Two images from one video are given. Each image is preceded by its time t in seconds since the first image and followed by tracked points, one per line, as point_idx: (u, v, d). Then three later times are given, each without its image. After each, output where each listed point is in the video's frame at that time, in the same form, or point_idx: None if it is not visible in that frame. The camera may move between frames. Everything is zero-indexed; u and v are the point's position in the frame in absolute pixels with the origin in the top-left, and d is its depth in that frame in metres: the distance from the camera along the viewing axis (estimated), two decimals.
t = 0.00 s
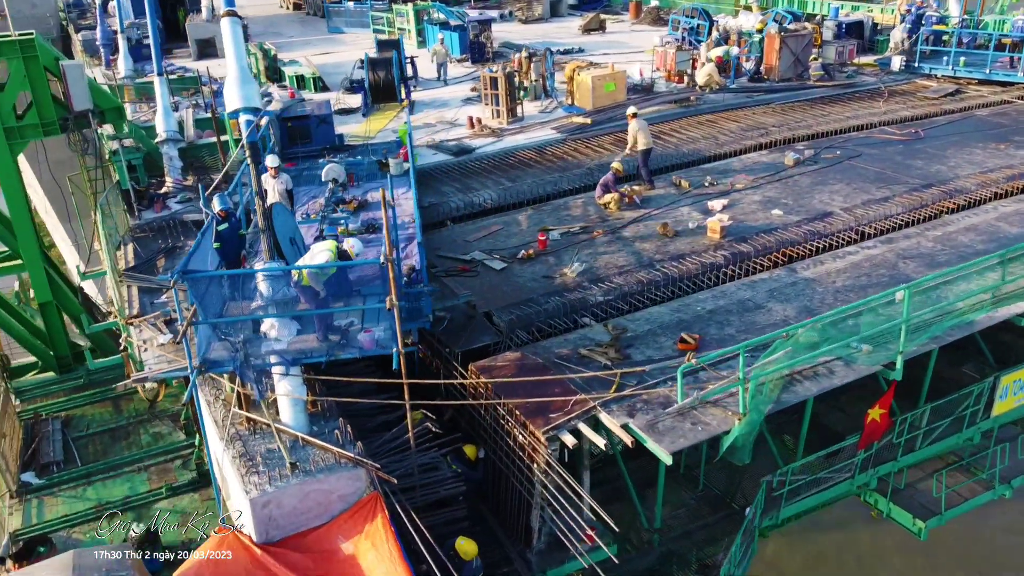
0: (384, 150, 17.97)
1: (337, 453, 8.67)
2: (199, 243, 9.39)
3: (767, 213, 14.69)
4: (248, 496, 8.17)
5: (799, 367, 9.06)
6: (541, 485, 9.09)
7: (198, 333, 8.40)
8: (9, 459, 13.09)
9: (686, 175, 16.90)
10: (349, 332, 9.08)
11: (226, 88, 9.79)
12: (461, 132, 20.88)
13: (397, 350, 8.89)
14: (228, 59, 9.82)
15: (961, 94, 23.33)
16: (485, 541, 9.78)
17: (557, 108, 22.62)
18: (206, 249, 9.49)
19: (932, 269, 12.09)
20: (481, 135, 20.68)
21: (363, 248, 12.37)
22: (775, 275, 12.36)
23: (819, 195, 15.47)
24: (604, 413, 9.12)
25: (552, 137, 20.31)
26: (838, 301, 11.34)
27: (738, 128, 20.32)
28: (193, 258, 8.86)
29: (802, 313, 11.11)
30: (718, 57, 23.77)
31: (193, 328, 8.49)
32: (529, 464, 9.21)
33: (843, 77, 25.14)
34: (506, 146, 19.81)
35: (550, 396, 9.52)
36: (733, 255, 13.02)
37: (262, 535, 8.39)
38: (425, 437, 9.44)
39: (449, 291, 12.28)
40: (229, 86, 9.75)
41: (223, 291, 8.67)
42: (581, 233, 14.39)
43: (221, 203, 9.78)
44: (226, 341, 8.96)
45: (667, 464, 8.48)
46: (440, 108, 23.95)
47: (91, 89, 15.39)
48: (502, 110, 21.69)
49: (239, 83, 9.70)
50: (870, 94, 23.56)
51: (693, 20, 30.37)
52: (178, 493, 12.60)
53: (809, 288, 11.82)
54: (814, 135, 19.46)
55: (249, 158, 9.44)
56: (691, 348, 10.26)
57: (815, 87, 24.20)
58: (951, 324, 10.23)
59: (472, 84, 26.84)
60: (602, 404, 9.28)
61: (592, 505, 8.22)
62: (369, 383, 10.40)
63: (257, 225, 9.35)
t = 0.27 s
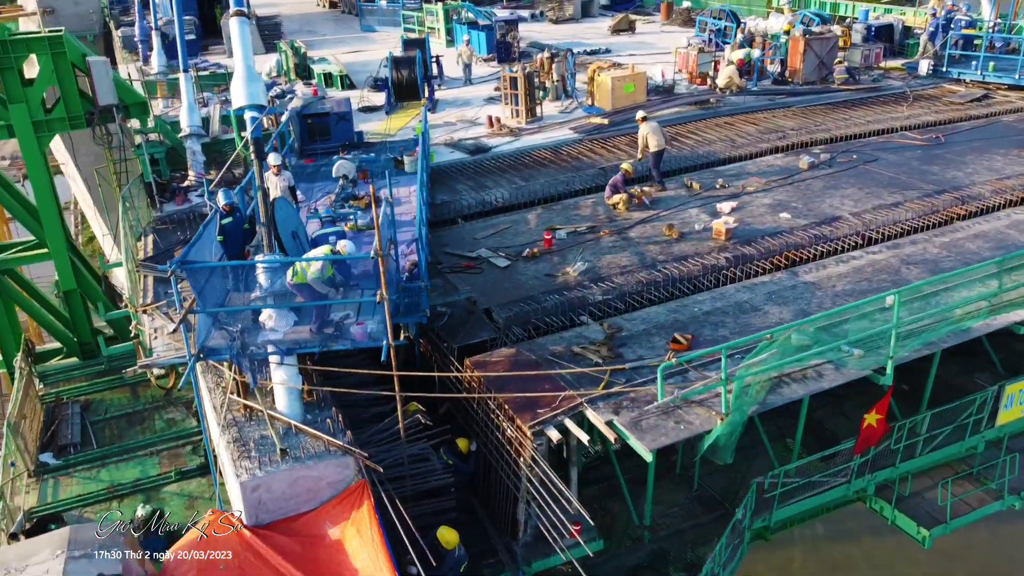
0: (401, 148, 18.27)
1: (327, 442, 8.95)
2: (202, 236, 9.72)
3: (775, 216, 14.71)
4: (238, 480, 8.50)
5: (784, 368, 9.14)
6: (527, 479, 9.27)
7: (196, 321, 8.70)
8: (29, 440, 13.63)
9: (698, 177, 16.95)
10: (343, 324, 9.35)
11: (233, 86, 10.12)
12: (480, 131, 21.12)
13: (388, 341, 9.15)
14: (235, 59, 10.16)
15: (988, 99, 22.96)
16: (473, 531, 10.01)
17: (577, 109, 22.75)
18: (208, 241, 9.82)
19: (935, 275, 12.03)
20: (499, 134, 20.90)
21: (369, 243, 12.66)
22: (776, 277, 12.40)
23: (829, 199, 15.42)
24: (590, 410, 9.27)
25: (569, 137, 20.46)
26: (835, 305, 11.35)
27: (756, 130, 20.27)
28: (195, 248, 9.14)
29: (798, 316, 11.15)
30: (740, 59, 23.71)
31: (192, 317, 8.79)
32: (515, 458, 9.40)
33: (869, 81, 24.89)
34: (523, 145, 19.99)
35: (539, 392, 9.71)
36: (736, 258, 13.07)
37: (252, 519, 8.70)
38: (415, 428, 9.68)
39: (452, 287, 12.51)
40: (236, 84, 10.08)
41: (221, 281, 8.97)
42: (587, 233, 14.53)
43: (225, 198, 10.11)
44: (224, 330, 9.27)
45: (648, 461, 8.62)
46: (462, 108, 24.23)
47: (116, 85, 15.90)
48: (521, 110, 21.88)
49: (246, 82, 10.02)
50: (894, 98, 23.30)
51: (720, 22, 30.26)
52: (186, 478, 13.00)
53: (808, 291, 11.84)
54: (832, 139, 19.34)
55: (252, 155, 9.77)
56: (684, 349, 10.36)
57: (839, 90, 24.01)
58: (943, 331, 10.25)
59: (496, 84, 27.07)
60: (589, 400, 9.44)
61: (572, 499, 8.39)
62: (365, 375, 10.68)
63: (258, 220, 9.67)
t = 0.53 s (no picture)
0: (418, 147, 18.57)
1: (318, 431, 9.23)
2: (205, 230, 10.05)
3: (782, 220, 14.71)
4: (230, 464, 8.83)
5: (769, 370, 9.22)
6: (512, 472, 9.46)
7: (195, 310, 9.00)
8: (49, 423, 14.15)
9: (710, 180, 16.98)
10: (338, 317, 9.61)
11: (240, 84, 10.46)
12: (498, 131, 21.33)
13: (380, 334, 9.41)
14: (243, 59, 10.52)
15: (1016, 105, 22.56)
16: (461, 524, 10.21)
17: (596, 110, 22.86)
18: (211, 235, 10.15)
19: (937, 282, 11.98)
20: (516, 134, 21.09)
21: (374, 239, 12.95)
22: (776, 281, 12.44)
23: (840, 203, 15.37)
24: (576, 407, 9.43)
25: (585, 137, 20.58)
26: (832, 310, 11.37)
27: (774, 134, 20.20)
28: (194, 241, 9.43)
29: (794, 320, 11.19)
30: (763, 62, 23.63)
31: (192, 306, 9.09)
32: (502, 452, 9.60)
33: (895, 85, 24.61)
34: (540, 146, 20.16)
35: (529, 387, 9.90)
36: (738, 261, 13.12)
37: (245, 503, 9.04)
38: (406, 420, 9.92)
39: (455, 283, 12.75)
40: (243, 82, 10.41)
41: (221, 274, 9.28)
42: (593, 233, 14.67)
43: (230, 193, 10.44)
44: (223, 320, 9.57)
45: (629, 458, 8.76)
46: (483, 107, 24.47)
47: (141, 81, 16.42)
48: (540, 110, 22.03)
49: (252, 80, 10.36)
50: (919, 103, 23.03)
51: (747, 24, 30.11)
52: (196, 463, 13.43)
53: (807, 295, 11.87)
54: (850, 143, 19.21)
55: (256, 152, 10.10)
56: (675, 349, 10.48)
57: (863, 94, 23.79)
58: (935, 338, 10.25)
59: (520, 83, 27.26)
60: (577, 397, 9.60)
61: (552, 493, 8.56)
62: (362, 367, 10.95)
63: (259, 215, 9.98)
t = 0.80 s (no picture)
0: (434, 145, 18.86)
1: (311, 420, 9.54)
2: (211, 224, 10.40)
3: (788, 224, 14.73)
4: (225, 450, 9.18)
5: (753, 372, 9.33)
6: (499, 466, 9.68)
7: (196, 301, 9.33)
8: (68, 406, 14.70)
9: (721, 183, 17.03)
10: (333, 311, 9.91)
11: (248, 84, 10.88)
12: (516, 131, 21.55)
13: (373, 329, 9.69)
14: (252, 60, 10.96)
15: None
16: (450, 516, 10.47)
17: (615, 112, 22.97)
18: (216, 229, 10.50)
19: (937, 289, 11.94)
20: (534, 135, 21.28)
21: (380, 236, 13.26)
22: (775, 285, 12.51)
23: (849, 209, 15.34)
24: (563, 404, 9.61)
25: (602, 139, 20.71)
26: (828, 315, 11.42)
27: (791, 138, 20.15)
28: (198, 235, 9.77)
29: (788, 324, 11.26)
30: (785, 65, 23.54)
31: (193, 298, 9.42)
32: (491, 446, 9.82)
33: (920, 91, 24.33)
34: (555, 146, 20.34)
35: (518, 383, 10.11)
36: (739, 264, 13.18)
37: (237, 488, 9.36)
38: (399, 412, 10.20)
39: (458, 280, 13.01)
40: (251, 82, 10.84)
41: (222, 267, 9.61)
42: (599, 234, 14.83)
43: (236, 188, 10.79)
44: (224, 311, 9.91)
45: (610, 455, 8.94)
46: (504, 107, 24.71)
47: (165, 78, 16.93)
48: (558, 111, 22.20)
49: (259, 79, 10.77)
50: (943, 109, 22.75)
51: (774, 27, 29.94)
52: (206, 449, 13.88)
53: (804, 300, 11.92)
54: (867, 148, 19.09)
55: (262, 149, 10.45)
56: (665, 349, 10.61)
57: (886, 99, 23.57)
58: (926, 345, 10.27)
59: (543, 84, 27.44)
60: (564, 394, 9.79)
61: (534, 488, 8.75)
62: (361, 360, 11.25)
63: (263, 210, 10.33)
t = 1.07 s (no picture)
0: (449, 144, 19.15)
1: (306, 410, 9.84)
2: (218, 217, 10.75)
3: (795, 229, 14.74)
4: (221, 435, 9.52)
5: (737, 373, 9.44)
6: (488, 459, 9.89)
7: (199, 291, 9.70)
8: (88, 392, 15.22)
9: (732, 187, 17.06)
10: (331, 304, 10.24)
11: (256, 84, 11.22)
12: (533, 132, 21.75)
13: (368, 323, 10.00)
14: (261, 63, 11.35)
15: None
16: (443, 506, 10.65)
17: (633, 113, 23.05)
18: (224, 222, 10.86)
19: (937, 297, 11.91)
20: (551, 136, 21.46)
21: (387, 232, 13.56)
22: (774, 289, 12.57)
23: (858, 215, 15.30)
24: (551, 401, 9.80)
25: (618, 140, 20.82)
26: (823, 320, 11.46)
27: (808, 142, 20.06)
28: (203, 228, 10.08)
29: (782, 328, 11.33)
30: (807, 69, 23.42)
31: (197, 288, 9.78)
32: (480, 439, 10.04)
33: (945, 96, 24.03)
34: (571, 147, 20.50)
35: (509, 379, 10.33)
36: (740, 267, 13.25)
37: (233, 473, 9.71)
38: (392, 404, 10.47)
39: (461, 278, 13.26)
40: (259, 82, 11.18)
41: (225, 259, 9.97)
42: (604, 235, 14.98)
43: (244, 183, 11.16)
44: (226, 303, 10.25)
45: (592, 451, 9.12)
46: (525, 108, 24.91)
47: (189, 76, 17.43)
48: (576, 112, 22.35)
49: (268, 79, 11.12)
50: (967, 115, 22.45)
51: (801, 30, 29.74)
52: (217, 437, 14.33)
53: (802, 304, 11.97)
54: (883, 154, 18.96)
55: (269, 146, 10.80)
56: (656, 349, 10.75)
57: (909, 104, 23.32)
58: (917, 351, 10.28)
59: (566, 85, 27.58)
60: (552, 391, 9.98)
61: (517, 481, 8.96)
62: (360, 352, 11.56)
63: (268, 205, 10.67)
